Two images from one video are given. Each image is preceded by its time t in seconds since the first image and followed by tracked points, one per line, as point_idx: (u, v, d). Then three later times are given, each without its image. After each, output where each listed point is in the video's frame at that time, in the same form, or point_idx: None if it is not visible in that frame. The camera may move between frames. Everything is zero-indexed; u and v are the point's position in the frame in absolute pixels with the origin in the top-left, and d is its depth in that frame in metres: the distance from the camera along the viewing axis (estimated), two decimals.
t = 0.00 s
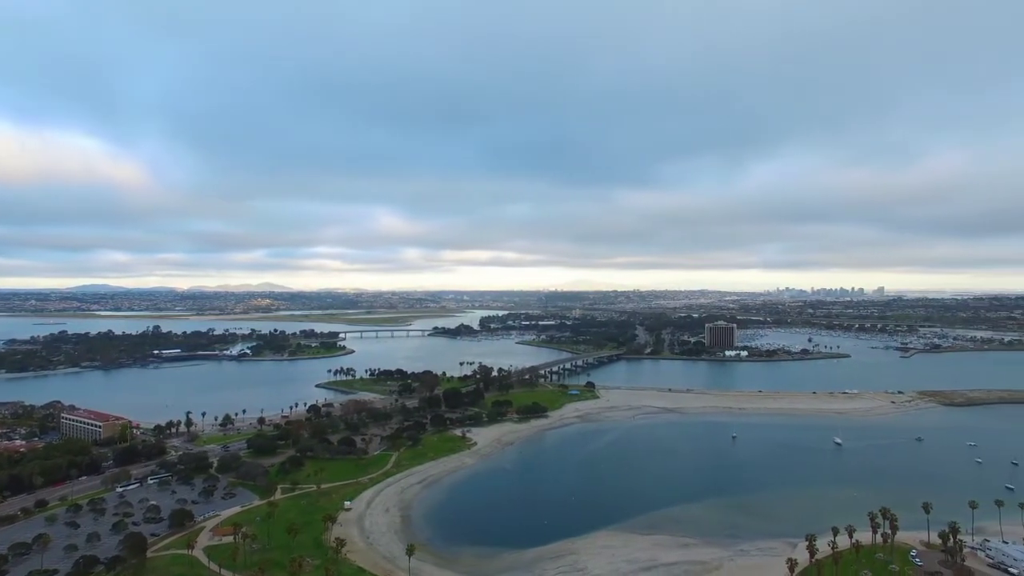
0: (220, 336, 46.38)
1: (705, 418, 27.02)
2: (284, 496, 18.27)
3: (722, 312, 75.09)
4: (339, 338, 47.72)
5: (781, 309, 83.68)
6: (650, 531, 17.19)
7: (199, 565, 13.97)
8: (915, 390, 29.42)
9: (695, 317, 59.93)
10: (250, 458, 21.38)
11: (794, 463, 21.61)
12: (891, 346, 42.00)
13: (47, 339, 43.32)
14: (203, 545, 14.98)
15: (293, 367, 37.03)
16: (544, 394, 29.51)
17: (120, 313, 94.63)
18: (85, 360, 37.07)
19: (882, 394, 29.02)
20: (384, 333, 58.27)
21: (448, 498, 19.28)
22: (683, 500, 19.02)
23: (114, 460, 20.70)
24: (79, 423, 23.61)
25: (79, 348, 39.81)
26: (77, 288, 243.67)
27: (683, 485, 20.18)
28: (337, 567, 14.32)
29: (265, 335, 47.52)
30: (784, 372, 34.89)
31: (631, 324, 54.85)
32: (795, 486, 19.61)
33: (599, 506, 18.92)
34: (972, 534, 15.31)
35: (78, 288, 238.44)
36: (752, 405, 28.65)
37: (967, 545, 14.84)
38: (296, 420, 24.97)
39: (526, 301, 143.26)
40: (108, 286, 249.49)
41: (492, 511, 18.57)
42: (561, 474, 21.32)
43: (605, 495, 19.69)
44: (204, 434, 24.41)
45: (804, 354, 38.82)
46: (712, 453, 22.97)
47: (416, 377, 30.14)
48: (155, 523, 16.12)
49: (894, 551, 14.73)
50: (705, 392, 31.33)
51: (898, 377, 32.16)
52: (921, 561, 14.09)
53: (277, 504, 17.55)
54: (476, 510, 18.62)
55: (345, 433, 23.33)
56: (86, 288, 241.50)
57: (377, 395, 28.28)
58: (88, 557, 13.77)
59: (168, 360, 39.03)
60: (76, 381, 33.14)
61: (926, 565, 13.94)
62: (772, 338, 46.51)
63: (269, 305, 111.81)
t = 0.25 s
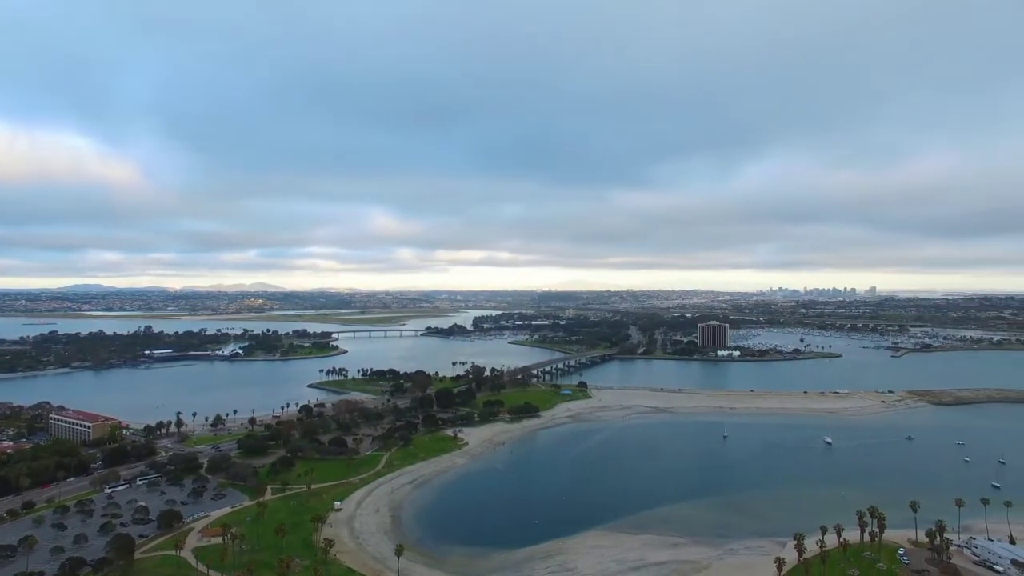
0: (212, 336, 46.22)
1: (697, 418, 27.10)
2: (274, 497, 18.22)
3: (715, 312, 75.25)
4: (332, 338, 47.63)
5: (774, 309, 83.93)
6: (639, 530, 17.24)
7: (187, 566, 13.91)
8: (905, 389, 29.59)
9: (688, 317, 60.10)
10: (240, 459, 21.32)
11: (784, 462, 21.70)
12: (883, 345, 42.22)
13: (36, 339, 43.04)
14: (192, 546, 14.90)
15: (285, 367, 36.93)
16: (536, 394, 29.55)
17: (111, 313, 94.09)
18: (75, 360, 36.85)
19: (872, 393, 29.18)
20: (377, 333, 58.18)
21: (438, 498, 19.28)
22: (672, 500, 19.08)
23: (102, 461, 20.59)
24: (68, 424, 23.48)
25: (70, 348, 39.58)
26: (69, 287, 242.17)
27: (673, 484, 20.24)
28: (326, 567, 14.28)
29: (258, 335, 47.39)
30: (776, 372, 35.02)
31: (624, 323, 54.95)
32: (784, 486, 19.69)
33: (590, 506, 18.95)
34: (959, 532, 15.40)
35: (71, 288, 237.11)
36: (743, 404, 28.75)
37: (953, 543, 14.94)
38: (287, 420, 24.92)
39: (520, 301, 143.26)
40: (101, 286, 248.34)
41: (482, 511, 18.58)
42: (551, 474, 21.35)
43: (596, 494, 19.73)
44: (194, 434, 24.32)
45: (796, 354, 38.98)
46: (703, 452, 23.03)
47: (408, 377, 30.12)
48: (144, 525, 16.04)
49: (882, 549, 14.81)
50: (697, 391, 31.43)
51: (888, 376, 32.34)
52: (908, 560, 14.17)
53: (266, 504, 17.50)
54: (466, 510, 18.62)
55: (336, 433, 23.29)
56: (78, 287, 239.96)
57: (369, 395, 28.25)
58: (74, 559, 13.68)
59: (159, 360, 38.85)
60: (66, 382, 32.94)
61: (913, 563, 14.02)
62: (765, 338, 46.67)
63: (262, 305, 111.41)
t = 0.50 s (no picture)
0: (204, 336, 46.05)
1: (688, 417, 27.16)
2: (264, 497, 18.17)
3: (708, 312, 75.33)
4: (325, 338, 47.54)
5: (767, 309, 84.10)
6: (630, 530, 17.26)
7: (175, 567, 13.84)
8: (896, 388, 29.76)
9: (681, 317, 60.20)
10: (231, 459, 21.25)
11: (775, 462, 21.75)
12: (875, 345, 42.38)
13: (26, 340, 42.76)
14: (181, 547, 14.84)
15: (278, 367, 36.83)
16: (529, 394, 29.56)
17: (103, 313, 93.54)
18: (65, 360, 36.65)
19: (863, 393, 29.29)
20: (370, 333, 58.08)
21: (429, 498, 19.26)
22: (663, 499, 19.12)
23: (92, 462, 20.48)
24: (58, 425, 23.35)
25: (60, 348, 39.35)
26: (61, 287, 240.64)
27: (664, 484, 20.27)
28: (315, 567, 14.24)
29: (250, 335, 47.26)
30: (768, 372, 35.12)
31: (618, 323, 54.98)
32: (774, 485, 19.75)
33: (581, 505, 18.97)
34: (947, 530, 15.48)
35: (63, 288, 235.53)
36: (735, 404, 28.81)
37: (940, 541, 15.02)
38: (279, 420, 24.86)
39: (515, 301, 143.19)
40: (91, 286, 246.20)
41: (473, 511, 18.56)
42: (543, 473, 21.35)
43: (587, 494, 19.74)
44: (185, 435, 24.24)
45: (789, 353, 39.10)
46: (694, 452, 23.07)
47: (401, 377, 30.09)
48: (133, 526, 15.96)
49: (870, 548, 14.87)
50: (689, 391, 31.49)
51: (880, 376, 32.48)
52: (896, 558, 14.23)
53: (256, 505, 17.45)
54: (457, 510, 18.60)
55: (328, 434, 23.24)
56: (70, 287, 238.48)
57: (361, 395, 28.21)
58: (61, 561, 13.59)
59: (150, 361, 38.69)
60: (56, 382, 32.76)
61: (901, 562, 14.09)
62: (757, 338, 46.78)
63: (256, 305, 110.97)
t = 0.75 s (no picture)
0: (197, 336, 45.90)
1: (680, 417, 27.22)
2: (255, 497, 18.13)
3: (702, 312, 75.40)
4: (318, 338, 47.45)
5: (761, 309, 84.24)
6: (621, 530, 17.29)
7: (164, 568, 13.80)
8: (887, 388, 29.90)
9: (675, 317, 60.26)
10: (222, 459, 21.20)
11: (767, 461, 21.81)
12: (867, 345, 42.52)
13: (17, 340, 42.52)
14: (170, 548, 14.80)
15: (270, 367, 36.75)
16: (522, 394, 29.58)
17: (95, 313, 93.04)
18: (56, 361, 36.46)
19: (854, 393, 29.39)
20: (364, 333, 57.99)
21: (421, 498, 19.26)
22: (654, 499, 19.16)
23: (81, 462, 20.39)
24: (47, 426, 23.24)
25: (51, 349, 39.14)
26: (53, 287, 239.28)
27: (656, 484, 20.31)
28: (305, 567, 14.22)
29: (243, 335, 47.15)
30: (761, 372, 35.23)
31: (612, 323, 55.01)
32: (765, 485, 19.81)
33: (572, 505, 18.99)
34: (935, 529, 15.57)
35: (56, 288, 234.29)
36: (728, 404, 28.87)
37: (928, 539, 15.10)
38: (271, 420, 24.81)
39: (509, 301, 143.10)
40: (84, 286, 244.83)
41: (465, 511, 18.56)
42: (535, 474, 21.36)
43: (578, 494, 19.76)
44: (176, 435, 24.16)
45: (782, 353, 39.21)
46: (686, 452, 23.11)
47: (393, 377, 30.08)
48: (121, 527, 15.90)
49: (859, 547, 14.94)
50: (682, 391, 31.55)
51: (872, 375, 32.61)
52: (884, 557, 14.30)
53: (247, 505, 17.41)
54: (448, 511, 18.59)
55: (320, 434, 23.20)
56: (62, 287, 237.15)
57: (353, 395, 28.18)
58: (48, 562, 13.53)
59: (142, 361, 38.55)
60: (46, 382, 32.62)
61: (889, 560, 14.17)
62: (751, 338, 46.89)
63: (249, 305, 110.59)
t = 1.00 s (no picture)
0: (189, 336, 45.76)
1: (673, 417, 27.26)
2: (246, 498, 18.09)
3: (696, 312, 75.42)
4: (312, 338, 47.36)
5: (755, 309, 84.36)
6: (612, 530, 17.31)
7: (153, 569, 13.75)
8: (878, 388, 30.01)
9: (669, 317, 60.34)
10: (213, 460, 21.14)
11: (758, 461, 21.85)
12: (860, 345, 42.66)
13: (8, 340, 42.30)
14: (159, 549, 14.74)
15: (263, 367, 36.67)
16: (515, 393, 29.59)
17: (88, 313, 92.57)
18: (47, 361, 36.28)
19: (846, 393, 29.49)
20: (358, 333, 57.91)
21: (411, 499, 19.24)
22: (645, 499, 19.19)
23: (70, 463, 20.30)
24: (36, 426, 23.11)
25: (42, 349, 38.94)
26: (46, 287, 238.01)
27: (647, 484, 20.33)
28: (295, 568, 14.19)
29: (237, 335, 47.02)
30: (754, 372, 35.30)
31: (606, 323, 55.05)
32: (756, 484, 19.86)
33: (563, 505, 19.00)
34: (924, 527, 15.65)
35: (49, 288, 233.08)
36: (720, 404, 28.93)
37: (917, 538, 15.17)
38: (263, 421, 24.75)
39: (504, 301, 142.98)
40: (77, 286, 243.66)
41: (456, 511, 18.55)
42: (526, 474, 21.35)
43: (570, 494, 19.77)
44: (168, 436, 24.08)
45: (775, 353, 39.31)
46: (678, 452, 23.14)
47: (386, 377, 30.06)
48: (110, 528, 15.84)
49: (848, 546, 15.00)
50: (675, 391, 31.61)
51: (864, 376, 32.69)
52: (873, 555, 14.36)
53: (237, 506, 17.36)
54: (440, 511, 18.57)
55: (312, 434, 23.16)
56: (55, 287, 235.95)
57: (346, 395, 28.16)
58: (35, 564, 13.47)
59: (134, 361, 38.41)
60: (37, 383, 32.47)
61: (877, 559, 14.22)
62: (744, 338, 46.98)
63: (244, 305, 110.22)
